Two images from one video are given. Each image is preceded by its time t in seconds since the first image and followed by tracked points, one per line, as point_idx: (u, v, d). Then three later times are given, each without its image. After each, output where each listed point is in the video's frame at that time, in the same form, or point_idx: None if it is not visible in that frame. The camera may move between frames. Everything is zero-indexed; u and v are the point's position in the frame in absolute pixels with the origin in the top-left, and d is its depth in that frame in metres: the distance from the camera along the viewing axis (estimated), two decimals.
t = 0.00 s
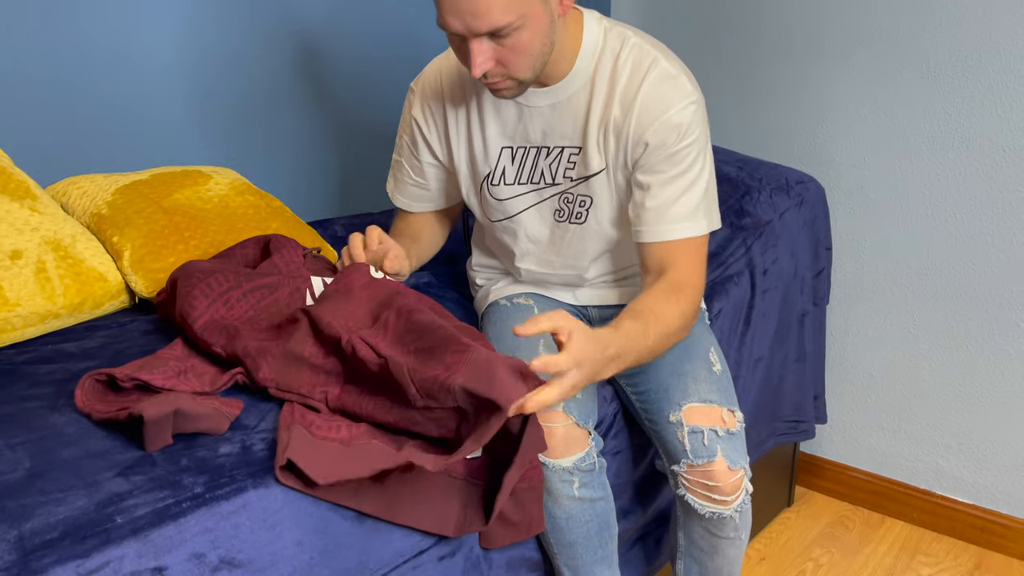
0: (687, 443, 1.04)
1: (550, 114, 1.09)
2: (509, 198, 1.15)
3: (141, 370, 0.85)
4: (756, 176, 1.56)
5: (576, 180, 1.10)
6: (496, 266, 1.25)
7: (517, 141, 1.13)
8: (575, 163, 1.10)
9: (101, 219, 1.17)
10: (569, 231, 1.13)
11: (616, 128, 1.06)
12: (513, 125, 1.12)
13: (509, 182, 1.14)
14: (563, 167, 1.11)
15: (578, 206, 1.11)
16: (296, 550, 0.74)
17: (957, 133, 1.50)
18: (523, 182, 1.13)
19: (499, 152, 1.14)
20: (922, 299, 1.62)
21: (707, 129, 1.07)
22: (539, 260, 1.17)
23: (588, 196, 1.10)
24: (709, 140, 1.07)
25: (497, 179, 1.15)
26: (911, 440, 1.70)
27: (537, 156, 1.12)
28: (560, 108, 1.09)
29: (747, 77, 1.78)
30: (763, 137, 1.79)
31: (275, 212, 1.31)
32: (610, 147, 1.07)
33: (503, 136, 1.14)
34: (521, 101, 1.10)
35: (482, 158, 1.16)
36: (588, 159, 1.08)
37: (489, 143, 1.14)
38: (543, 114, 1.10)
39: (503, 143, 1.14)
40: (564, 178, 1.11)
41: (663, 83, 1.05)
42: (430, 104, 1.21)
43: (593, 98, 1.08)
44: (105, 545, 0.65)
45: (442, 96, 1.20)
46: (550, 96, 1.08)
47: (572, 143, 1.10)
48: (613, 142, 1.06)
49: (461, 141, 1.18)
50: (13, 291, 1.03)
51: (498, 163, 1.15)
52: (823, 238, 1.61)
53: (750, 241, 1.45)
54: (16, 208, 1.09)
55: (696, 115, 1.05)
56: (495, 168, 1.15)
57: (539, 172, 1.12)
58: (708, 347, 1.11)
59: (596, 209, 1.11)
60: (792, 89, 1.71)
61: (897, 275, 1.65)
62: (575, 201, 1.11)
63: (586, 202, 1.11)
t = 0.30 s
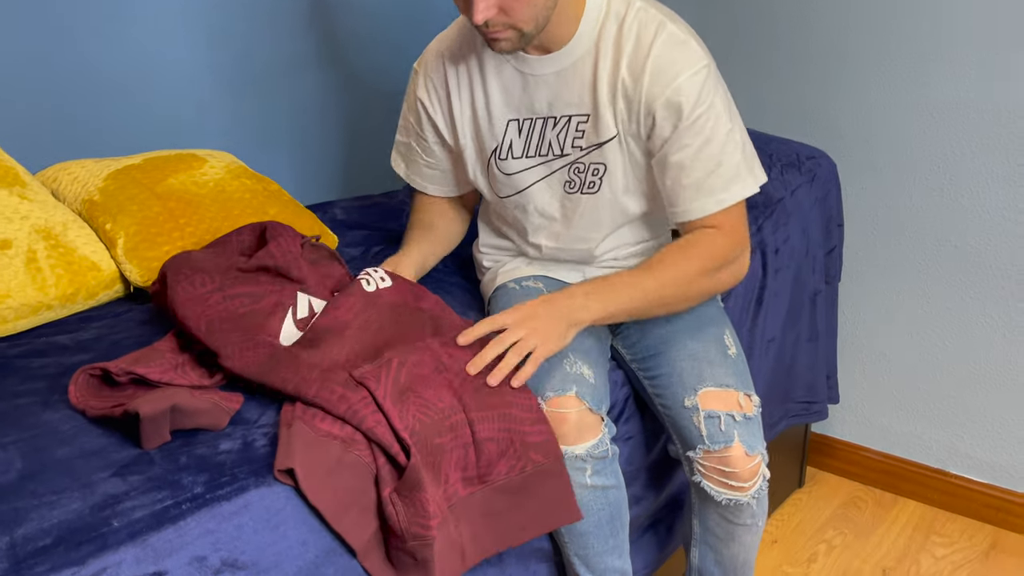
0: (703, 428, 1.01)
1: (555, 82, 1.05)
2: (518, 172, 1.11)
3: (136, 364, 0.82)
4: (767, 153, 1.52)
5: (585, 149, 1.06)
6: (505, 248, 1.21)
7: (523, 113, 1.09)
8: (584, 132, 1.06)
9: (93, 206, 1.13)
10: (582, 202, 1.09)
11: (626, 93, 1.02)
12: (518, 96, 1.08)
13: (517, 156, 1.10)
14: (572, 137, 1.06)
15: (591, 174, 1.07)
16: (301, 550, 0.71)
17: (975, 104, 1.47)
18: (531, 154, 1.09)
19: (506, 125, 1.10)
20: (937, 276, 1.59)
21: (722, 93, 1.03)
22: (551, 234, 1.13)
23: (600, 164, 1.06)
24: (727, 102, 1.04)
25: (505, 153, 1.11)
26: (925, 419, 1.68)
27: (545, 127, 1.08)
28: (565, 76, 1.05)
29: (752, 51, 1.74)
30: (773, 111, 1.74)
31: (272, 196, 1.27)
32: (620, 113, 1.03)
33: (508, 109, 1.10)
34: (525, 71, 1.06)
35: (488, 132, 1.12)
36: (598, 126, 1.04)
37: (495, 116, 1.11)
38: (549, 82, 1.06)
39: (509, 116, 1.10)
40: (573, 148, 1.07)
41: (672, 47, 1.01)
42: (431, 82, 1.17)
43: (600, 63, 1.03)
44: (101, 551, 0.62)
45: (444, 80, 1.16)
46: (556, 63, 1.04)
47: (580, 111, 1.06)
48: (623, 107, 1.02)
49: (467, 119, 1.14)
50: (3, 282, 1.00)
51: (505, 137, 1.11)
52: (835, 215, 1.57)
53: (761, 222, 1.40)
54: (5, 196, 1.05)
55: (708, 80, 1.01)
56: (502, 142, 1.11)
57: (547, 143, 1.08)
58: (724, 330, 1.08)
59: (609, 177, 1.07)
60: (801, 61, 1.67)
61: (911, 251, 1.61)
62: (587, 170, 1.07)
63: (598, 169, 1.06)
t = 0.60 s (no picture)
0: (719, 418, 0.98)
1: (562, 42, 1.05)
2: (528, 136, 1.09)
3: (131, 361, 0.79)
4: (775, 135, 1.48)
5: (594, 106, 1.05)
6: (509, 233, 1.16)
7: (532, 76, 1.08)
8: (594, 89, 1.05)
9: (85, 196, 1.10)
10: (590, 161, 1.06)
11: (632, 46, 1.02)
12: (526, 58, 1.08)
13: (527, 120, 1.08)
14: (582, 96, 1.05)
15: (599, 131, 1.05)
16: (305, 553, 0.68)
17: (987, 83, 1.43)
18: (541, 116, 1.08)
19: (515, 88, 1.09)
20: (947, 259, 1.56)
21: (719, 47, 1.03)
22: (558, 198, 1.10)
23: (607, 120, 1.04)
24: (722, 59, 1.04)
25: (515, 118, 1.09)
26: (934, 404, 1.65)
27: (555, 88, 1.07)
28: (573, 34, 1.04)
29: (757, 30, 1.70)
30: (780, 92, 1.70)
31: (270, 183, 1.24)
32: (627, 69, 1.02)
33: (517, 72, 1.09)
34: (533, 32, 1.06)
35: (496, 97, 1.10)
36: (605, 81, 1.03)
37: (502, 80, 1.09)
38: (557, 41, 1.05)
39: (518, 79, 1.09)
40: (583, 107, 1.05)
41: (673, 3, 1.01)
42: (431, 52, 1.15)
43: (606, 20, 1.03)
44: (97, 561, 0.59)
45: (446, 46, 1.13)
46: (564, 21, 1.04)
47: (589, 69, 1.05)
48: (628, 61, 1.02)
49: (473, 84, 1.12)
50: None
51: (515, 101, 1.09)
52: (845, 198, 1.53)
53: (770, 205, 1.38)
54: None
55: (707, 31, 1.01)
56: (512, 106, 1.09)
57: (558, 104, 1.07)
58: (736, 317, 1.05)
59: (615, 134, 1.04)
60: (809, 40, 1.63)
61: (921, 233, 1.58)
62: (595, 127, 1.05)
63: (605, 126, 1.04)
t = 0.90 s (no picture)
0: (732, 420, 0.97)
1: (555, 22, 1.09)
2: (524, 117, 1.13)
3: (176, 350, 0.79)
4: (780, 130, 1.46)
5: (589, 82, 1.07)
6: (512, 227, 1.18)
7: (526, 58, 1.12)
8: (588, 66, 1.08)
9: (80, 194, 1.08)
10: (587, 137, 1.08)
11: (618, 17, 1.04)
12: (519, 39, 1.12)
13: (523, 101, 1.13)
14: (578, 73, 1.08)
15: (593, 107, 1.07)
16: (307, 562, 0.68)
17: (994, 77, 1.41)
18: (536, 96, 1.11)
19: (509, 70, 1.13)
20: (953, 255, 1.54)
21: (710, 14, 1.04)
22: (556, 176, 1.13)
23: (601, 95, 1.06)
24: (713, 26, 1.04)
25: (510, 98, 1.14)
26: (938, 400, 1.64)
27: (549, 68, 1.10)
28: (564, 14, 1.08)
29: (760, 24, 1.67)
30: (783, 86, 1.68)
31: (267, 180, 1.22)
32: (615, 41, 1.04)
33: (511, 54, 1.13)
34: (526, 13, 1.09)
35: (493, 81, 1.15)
36: (596, 56, 1.06)
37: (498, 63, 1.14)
38: (549, 21, 1.09)
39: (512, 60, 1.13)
40: (579, 85, 1.08)
41: None
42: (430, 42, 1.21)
43: None
44: None
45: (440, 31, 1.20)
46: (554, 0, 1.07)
47: (581, 46, 1.08)
48: (617, 31, 1.04)
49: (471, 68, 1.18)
50: None
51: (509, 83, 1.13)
52: (851, 194, 1.51)
53: (774, 201, 1.37)
54: None
55: None
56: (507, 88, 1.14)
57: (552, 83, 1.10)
58: (746, 317, 1.04)
59: (611, 108, 1.06)
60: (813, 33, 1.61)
61: (926, 228, 1.56)
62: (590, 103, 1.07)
63: (600, 100, 1.06)
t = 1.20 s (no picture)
0: (762, 483, 0.97)
1: (575, 50, 1.13)
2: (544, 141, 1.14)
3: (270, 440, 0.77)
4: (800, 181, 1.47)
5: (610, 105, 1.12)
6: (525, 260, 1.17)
7: (544, 84, 1.15)
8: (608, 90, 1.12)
9: (112, 236, 1.10)
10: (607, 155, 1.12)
11: (645, 45, 1.11)
12: (539, 65, 1.14)
13: (542, 126, 1.15)
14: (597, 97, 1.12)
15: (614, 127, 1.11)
16: None
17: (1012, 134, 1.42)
18: (556, 121, 1.14)
19: (528, 95, 1.15)
20: (972, 309, 1.54)
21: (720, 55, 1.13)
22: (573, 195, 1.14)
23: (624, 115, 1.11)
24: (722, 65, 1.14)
25: (527, 122, 1.16)
26: (955, 454, 1.63)
27: (568, 92, 1.13)
28: (584, 43, 1.13)
29: (781, 73, 1.69)
30: (803, 135, 1.69)
31: (294, 223, 1.23)
32: (639, 67, 1.11)
33: (530, 81, 1.16)
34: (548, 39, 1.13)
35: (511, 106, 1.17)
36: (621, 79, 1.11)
37: (517, 87, 1.16)
38: (571, 49, 1.13)
39: (530, 87, 1.16)
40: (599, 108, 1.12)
41: (676, 10, 1.12)
42: (449, 66, 1.21)
43: (618, 28, 1.12)
44: None
45: (461, 59, 1.20)
46: (577, 30, 1.11)
47: (603, 71, 1.12)
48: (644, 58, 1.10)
49: (489, 94, 1.18)
50: (19, 322, 0.96)
51: (528, 108, 1.16)
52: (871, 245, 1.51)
53: (795, 253, 1.37)
54: (21, 228, 1.03)
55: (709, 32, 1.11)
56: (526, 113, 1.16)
57: (571, 108, 1.13)
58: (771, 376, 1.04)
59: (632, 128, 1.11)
60: (833, 83, 1.62)
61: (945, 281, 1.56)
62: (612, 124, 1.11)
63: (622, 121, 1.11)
